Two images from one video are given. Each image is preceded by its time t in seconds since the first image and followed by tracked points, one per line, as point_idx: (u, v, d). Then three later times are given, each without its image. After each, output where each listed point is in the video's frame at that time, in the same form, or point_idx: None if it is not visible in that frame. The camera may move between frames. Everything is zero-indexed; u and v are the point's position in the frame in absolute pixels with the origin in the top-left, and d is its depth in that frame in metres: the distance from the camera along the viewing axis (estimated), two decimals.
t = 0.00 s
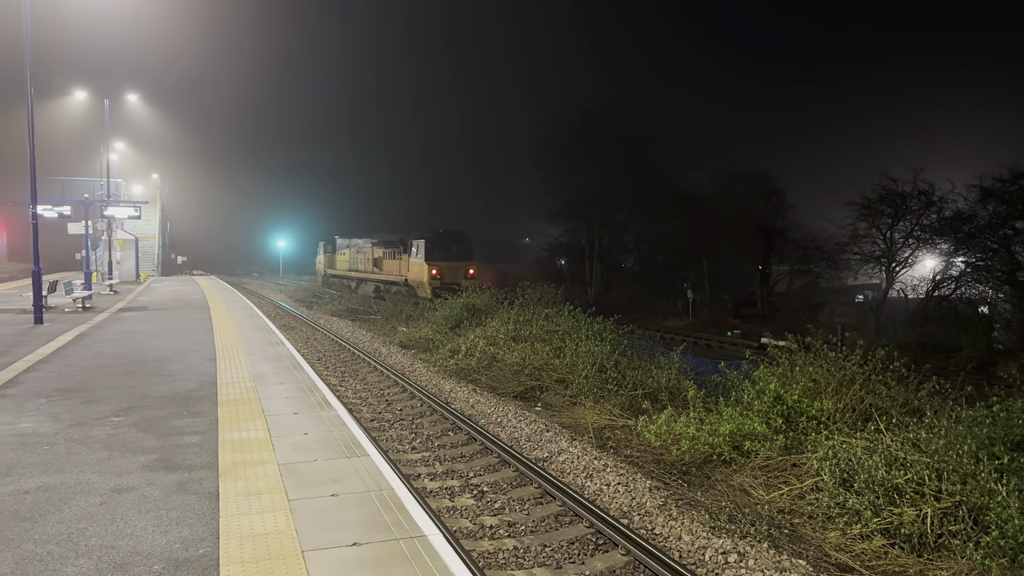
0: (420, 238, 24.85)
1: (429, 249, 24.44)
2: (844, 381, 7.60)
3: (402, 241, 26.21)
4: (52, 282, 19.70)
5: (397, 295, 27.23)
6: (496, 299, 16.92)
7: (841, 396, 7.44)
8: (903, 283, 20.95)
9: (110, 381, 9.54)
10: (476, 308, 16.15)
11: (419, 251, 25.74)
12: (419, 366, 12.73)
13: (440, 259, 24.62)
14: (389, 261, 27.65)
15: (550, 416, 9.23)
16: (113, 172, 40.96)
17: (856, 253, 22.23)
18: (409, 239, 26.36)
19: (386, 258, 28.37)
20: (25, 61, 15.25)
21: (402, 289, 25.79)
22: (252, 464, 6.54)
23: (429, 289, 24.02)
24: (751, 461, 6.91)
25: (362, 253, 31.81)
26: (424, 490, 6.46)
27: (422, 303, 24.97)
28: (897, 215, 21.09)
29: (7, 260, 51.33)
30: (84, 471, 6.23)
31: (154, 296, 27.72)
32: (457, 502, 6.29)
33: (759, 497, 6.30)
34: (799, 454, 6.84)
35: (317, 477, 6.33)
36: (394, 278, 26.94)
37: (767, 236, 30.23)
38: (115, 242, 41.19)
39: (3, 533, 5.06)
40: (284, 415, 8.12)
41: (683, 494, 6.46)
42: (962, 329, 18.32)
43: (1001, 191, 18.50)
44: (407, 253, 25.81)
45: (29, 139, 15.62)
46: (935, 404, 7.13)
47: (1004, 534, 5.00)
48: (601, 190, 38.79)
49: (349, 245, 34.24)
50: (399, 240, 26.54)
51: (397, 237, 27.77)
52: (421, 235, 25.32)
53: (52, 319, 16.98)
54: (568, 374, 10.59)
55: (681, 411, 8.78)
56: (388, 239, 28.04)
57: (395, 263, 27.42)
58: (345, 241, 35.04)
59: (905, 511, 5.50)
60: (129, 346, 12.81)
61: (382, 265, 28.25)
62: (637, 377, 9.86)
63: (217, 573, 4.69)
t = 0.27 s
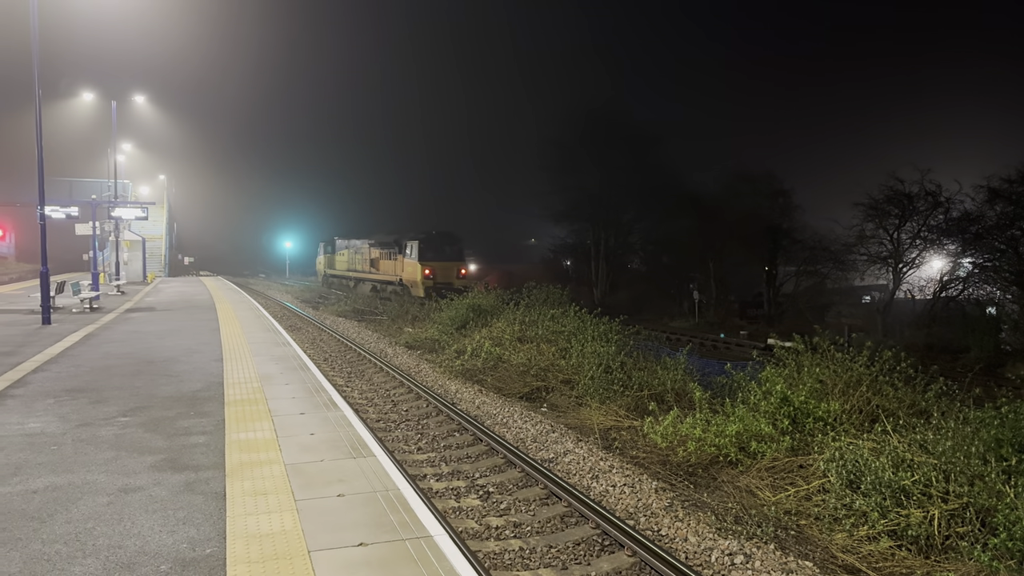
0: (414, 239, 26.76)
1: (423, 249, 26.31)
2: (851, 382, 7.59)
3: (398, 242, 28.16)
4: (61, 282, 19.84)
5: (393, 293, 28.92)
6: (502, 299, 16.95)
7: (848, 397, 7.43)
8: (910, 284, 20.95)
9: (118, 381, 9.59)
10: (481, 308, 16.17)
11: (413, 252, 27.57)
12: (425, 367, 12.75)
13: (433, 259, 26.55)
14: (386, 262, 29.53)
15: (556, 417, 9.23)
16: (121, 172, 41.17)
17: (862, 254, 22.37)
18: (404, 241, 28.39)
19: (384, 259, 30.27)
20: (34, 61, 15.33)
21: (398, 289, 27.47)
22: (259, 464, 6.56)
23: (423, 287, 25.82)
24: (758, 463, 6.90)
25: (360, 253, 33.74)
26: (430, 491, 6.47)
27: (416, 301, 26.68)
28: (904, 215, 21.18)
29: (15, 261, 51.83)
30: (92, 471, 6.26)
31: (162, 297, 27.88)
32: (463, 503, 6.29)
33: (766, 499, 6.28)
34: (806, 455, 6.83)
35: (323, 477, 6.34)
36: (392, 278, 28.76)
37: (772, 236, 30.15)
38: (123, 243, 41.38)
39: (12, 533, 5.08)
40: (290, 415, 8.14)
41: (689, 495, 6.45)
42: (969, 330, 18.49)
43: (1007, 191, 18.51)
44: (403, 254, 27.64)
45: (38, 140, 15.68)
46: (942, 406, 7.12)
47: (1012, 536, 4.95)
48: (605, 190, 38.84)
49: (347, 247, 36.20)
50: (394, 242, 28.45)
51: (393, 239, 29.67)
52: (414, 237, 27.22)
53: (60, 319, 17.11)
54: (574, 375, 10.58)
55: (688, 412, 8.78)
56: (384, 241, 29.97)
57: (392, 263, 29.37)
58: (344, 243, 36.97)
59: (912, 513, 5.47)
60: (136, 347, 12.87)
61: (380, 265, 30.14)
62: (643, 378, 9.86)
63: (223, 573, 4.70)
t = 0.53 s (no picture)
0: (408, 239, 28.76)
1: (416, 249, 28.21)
2: (859, 383, 7.59)
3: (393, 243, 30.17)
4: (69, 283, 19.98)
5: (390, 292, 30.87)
6: (507, 300, 16.99)
7: (855, 398, 7.43)
8: (918, 285, 20.94)
9: (126, 381, 9.63)
10: (487, 309, 16.20)
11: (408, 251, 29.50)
12: (431, 367, 12.76)
13: (426, 259, 28.52)
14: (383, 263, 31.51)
15: (562, 417, 9.25)
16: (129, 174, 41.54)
17: (870, 254, 22.17)
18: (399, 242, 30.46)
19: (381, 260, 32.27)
20: (42, 63, 15.40)
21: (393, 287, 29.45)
22: (266, 463, 6.58)
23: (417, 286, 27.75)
24: (765, 463, 6.88)
25: (358, 254, 35.72)
26: (436, 491, 6.48)
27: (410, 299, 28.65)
28: (912, 216, 21.06)
29: (25, 262, 52.45)
30: (100, 471, 6.28)
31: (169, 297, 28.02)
32: (469, 503, 6.30)
33: (773, 500, 6.27)
34: (813, 456, 6.81)
35: (330, 477, 6.36)
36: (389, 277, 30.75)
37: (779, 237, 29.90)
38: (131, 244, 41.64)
39: (20, 532, 5.10)
40: (297, 415, 8.16)
41: (695, 496, 6.45)
42: (978, 331, 18.59)
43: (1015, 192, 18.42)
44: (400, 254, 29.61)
45: (46, 140, 15.76)
46: (950, 407, 7.11)
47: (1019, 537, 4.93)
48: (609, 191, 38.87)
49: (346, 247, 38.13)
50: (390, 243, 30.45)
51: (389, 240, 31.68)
52: (409, 237, 29.19)
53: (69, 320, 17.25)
54: (580, 375, 10.58)
55: (694, 413, 8.79)
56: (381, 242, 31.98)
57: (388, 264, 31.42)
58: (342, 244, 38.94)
59: (919, 514, 5.45)
60: (144, 347, 12.93)
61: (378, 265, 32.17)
62: (649, 379, 9.86)
63: (231, 573, 4.71)
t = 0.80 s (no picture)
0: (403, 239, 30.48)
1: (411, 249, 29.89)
2: (864, 384, 7.59)
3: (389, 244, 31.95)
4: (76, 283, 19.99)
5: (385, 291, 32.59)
6: (512, 300, 17.02)
7: (861, 398, 7.43)
8: (924, 286, 20.94)
9: (132, 381, 9.66)
10: (492, 309, 16.21)
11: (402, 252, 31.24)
12: (436, 367, 12.78)
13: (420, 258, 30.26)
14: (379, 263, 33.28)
15: (567, 417, 9.26)
16: (135, 175, 41.75)
17: (876, 254, 22.15)
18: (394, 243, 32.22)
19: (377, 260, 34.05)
20: (49, 64, 15.45)
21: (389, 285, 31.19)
22: (272, 463, 6.60)
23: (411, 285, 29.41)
24: (770, 464, 6.87)
25: (355, 254, 37.40)
26: (441, 491, 6.49)
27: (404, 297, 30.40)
28: (918, 216, 21.10)
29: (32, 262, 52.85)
30: (106, 471, 6.30)
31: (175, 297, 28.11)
32: (474, 503, 6.30)
33: (778, 500, 6.26)
34: (819, 457, 6.80)
35: (336, 477, 6.37)
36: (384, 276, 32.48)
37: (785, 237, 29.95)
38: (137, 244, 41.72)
39: (28, 531, 5.12)
40: (303, 415, 8.18)
41: (701, 497, 6.44)
42: (984, 331, 18.41)
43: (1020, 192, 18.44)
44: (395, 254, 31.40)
45: (52, 140, 15.80)
46: (956, 408, 7.10)
47: None
48: (613, 190, 38.88)
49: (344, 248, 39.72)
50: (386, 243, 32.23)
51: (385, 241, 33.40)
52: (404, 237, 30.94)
53: (75, 320, 17.32)
54: (585, 375, 10.58)
55: (699, 413, 8.80)
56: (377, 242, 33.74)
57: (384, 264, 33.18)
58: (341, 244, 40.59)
59: (926, 515, 5.43)
60: (150, 347, 12.96)
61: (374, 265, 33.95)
62: (654, 379, 9.86)
63: (236, 573, 4.71)
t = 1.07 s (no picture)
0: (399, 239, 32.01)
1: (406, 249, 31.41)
2: (870, 384, 7.60)
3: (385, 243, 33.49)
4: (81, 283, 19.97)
5: (381, 289, 33.99)
6: (517, 300, 17.04)
7: (867, 399, 7.44)
8: (930, 286, 20.94)
9: (138, 381, 9.68)
10: (497, 309, 16.24)
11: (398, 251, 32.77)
12: (441, 367, 12.80)
13: (415, 258, 31.76)
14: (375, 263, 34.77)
15: (571, 417, 9.27)
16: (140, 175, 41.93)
17: (881, 254, 22.17)
18: (390, 243, 33.72)
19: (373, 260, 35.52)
20: (55, 65, 15.47)
21: (384, 284, 32.58)
22: (278, 463, 6.62)
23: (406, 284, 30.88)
24: (776, 465, 6.88)
25: (352, 254, 38.75)
26: (447, 491, 6.51)
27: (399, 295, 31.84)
28: (923, 216, 21.11)
29: (38, 262, 53.10)
30: (113, 470, 6.33)
31: (180, 297, 28.17)
32: (479, 503, 6.32)
33: (784, 501, 6.27)
34: (824, 457, 6.80)
35: (341, 477, 6.39)
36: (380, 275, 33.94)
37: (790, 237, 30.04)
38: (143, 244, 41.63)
39: (35, 530, 5.15)
40: (308, 415, 8.19)
41: (706, 497, 6.45)
42: (991, 333, 18.63)
43: None
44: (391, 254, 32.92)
45: (58, 141, 15.83)
46: (962, 408, 7.11)
47: None
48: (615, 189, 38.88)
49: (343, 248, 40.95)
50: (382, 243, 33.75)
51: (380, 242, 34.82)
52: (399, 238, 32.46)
53: (80, 319, 17.37)
54: (590, 376, 10.59)
55: (705, 414, 8.81)
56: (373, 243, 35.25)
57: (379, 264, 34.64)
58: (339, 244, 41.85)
59: (932, 516, 5.43)
60: (155, 347, 12.98)
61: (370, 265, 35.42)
62: (658, 379, 9.87)
63: (243, 573, 4.73)
